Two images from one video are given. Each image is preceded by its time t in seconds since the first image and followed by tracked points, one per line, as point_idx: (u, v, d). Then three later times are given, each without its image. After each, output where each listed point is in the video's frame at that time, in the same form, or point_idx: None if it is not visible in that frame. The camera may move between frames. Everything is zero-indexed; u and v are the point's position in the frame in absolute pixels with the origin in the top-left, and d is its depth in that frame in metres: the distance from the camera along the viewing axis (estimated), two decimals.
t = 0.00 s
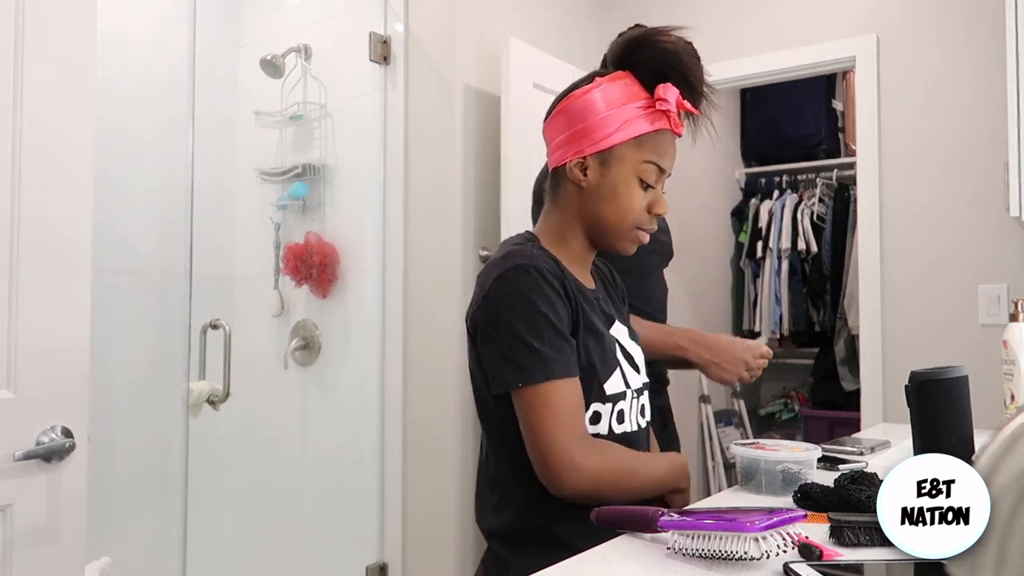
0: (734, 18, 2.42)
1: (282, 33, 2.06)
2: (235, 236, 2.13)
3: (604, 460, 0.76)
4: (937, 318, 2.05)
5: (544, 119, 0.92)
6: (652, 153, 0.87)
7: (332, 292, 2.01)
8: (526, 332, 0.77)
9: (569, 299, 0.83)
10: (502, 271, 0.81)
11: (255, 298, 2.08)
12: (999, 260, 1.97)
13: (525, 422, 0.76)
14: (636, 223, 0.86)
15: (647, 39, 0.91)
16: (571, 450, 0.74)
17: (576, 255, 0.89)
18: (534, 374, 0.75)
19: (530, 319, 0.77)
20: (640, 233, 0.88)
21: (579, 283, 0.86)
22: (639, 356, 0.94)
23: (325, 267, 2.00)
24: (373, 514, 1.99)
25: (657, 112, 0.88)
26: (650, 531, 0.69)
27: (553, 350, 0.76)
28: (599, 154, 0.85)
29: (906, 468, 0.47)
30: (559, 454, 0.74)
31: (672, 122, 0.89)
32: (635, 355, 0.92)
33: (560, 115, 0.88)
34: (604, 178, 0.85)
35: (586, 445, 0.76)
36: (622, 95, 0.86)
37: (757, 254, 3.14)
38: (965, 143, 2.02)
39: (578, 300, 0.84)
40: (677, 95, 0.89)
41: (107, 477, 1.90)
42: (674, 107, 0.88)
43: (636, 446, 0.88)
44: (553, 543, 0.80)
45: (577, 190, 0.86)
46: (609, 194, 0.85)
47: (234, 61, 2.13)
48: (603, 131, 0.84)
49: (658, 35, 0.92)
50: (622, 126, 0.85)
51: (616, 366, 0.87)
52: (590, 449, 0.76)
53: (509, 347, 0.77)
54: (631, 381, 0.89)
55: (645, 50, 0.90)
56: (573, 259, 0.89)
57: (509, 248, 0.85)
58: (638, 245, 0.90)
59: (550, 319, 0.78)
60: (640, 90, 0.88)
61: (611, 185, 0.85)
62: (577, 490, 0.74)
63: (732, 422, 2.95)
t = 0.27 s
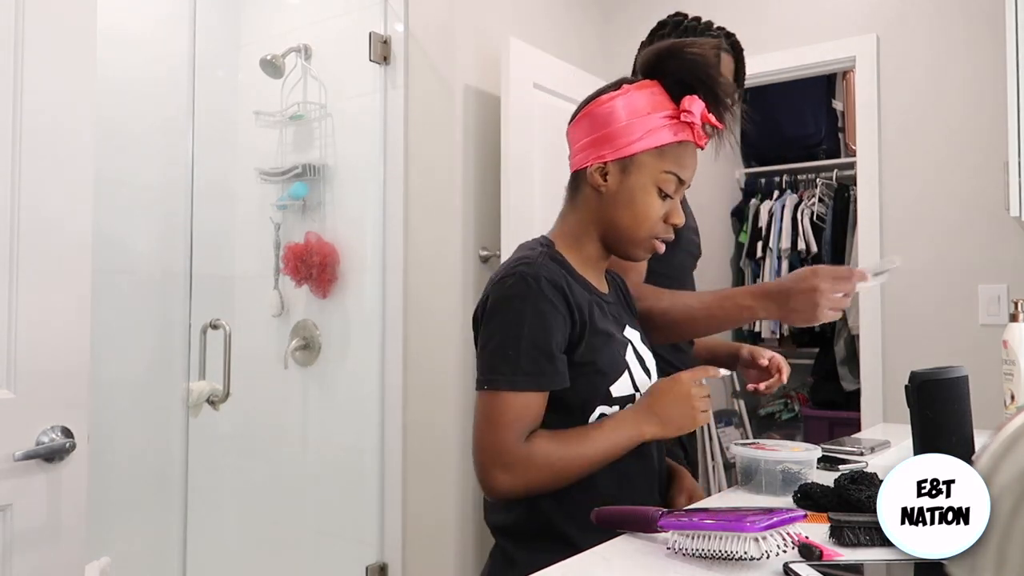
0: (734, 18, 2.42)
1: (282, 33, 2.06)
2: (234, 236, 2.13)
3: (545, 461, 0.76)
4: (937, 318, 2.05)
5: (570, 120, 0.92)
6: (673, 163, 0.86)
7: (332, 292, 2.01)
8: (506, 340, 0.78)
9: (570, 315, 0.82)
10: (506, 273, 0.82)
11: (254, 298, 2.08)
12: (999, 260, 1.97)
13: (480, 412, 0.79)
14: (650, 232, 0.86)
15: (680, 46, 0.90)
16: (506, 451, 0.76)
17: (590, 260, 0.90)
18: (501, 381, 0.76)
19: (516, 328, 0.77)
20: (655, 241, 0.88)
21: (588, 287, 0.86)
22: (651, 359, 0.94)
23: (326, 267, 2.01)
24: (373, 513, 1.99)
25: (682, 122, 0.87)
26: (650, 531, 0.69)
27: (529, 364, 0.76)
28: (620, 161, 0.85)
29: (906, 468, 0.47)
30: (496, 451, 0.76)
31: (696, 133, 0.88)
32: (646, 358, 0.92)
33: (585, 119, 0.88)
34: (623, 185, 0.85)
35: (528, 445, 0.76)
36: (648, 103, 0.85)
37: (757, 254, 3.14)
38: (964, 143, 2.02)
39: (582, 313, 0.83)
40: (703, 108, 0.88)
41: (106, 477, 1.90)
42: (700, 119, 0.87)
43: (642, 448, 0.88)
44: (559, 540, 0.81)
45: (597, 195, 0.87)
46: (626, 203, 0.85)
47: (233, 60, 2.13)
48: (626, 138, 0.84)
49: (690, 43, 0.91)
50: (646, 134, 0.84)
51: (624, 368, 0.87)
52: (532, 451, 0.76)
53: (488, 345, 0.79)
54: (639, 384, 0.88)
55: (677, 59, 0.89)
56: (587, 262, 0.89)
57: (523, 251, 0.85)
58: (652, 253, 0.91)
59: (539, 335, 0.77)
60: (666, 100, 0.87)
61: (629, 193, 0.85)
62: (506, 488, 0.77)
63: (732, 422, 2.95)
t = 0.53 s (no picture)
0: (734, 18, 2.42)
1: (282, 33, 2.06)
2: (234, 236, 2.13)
3: (556, 463, 0.75)
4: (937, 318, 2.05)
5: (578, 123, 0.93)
6: (676, 166, 0.86)
7: (332, 292, 2.00)
8: (510, 336, 0.78)
9: (576, 315, 0.82)
10: (511, 272, 0.83)
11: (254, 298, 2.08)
12: (999, 260, 1.97)
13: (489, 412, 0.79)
14: (650, 235, 0.85)
15: (686, 53, 0.93)
16: (517, 448, 0.75)
17: (593, 263, 0.89)
18: (508, 377, 0.77)
19: (521, 320, 0.78)
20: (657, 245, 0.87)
21: (592, 287, 0.86)
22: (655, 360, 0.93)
23: (325, 267, 1.99)
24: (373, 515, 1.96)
25: (686, 128, 0.88)
26: (651, 531, 0.69)
27: (535, 359, 0.77)
28: (624, 163, 0.85)
29: (906, 468, 0.47)
30: (506, 449, 0.76)
31: (700, 139, 0.88)
32: (651, 359, 0.92)
33: (591, 122, 0.89)
34: (626, 186, 0.85)
35: (539, 444, 0.76)
36: (653, 107, 0.86)
37: (757, 254, 3.14)
38: (965, 144, 2.02)
39: (588, 313, 0.83)
40: (707, 113, 0.88)
41: (106, 476, 1.91)
42: (704, 124, 0.87)
43: (645, 447, 0.88)
44: (558, 540, 0.81)
45: (600, 196, 0.87)
46: (628, 204, 0.85)
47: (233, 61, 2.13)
48: (629, 140, 0.85)
49: (695, 52, 0.95)
50: (651, 137, 0.85)
51: (627, 368, 0.86)
52: (543, 450, 0.76)
53: (495, 340, 0.79)
54: (642, 384, 0.88)
55: (684, 64, 0.92)
56: (590, 265, 0.89)
57: (528, 251, 0.87)
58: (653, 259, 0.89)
59: (545, 332, 0.78)
60: (672, 105, 0.88)
61: (632, 195, 0.85)
62: (516, 488, 0.76)
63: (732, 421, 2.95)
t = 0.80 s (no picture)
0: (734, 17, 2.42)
1: (282, 33, 2.06)
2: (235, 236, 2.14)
3: (570, 452, 0.74)
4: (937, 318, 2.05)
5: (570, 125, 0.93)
6: (669, 164, 0.86)
7: (332, 292, 2.00)
8: (514, 329, 0.78)
9: (577, 312, 0.82)
10: (512, 271, 0.83)
11: (255, 298, 2.08)
12: (999, 260, 1.98)
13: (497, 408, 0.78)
14: (647, 232, 0.85)
15: (677, 52, 0.96)
16: (529, 436, 0.74)
17: (591, 263, 0.89)
18: (513, 368, 0.77)
19: (527, 314, 0.78)
20: (652, 242, 0.87)
21: (592, 286, 0.86)
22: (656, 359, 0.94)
23: (326, 267, 2.00)
24: (373, 513, 1.98)
25: (678, 126, 0.88)
26: (650, 531, 0.69)
27: (540, 350, 0.77)
28: (617, 162, 0.85)
29: (906, 468, 0.47)
30: (517, 439, 0.75)
31: (693, 136, 0.88)
32: (653, 358, 0.92)
33: (584, 122, 0.89)
34: (621, 185, 0.85)
35: (551, 434, 0.75)
36: (646, 105, 0.86)
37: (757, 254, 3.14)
38: (965, 144, 2.03)
39: (589, 310, 0.84)
40: (697, 111, 0.88)
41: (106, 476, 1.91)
42: (697, 121, 0.88)
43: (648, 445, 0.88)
44: (563, 539, 0.81)
45: (595, 194, 0.87)
46: (625, 202, 0.85)
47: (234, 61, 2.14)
48: (623, 139, 0.85)
49: (687, 51, 0.97)
50: (644, 135, 0.85)
51: (629, 365, 0.86)
52: (555, 438, 0.75)
53: (501, 336, 0.79)
54: (645, 382, 0.88)
55: (675, 64, 0.94)
56: (588, 265, 0.88)
57: (528, 251, 0.87)
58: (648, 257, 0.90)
59: (547, 325, 0.78)
60: (663, 103, 0.88)
61: (627, 193, 0.85)
62: (526, 480, 0.74)
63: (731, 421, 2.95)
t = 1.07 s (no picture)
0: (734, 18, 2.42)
1: (283, 33, 2.06)
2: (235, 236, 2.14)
3: (577, 441, 0.74)
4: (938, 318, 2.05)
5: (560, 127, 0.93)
6: (661, 161, 0.86)
7: (332, 292, 2.00)
8: (514, 326, 0.78)
9: (575, 310, 0.83)
10: (510, 271, 0.84)
11: (254, 298, 2.08)
12: (999, 260, 1.98)
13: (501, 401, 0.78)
14: (643, 231, 0.85)
15: (664, 48, 0.94)
16: (539, 424, 0.74)
17: (586, 263, 0.89)
18: (513, 364, 0.76)
19: (526, 310, 0.79)
20: (648, 240, 0.87)
21: (590, 286, 0.87)
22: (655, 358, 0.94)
23: (325, 267, 2.00)
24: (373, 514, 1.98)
25: (668, 122, 0.88)
26: (650, 530, 0.69)
27: (540, 345, 0.77)
28: (609, 161, 0.85)
29: (906, 468, 0.47)
30: (524, 428, 0.74)
31: (684, 133, 0.88)
32: (652, 357, 0.92)
33: (573, 123, 0.89)
34: (614, 183, 0.85)
35: (557, 424, 0.75)
36: (636, 103, 0.86)
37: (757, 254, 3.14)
38: (965, 144, 2.03)
39: (587, 309, 0.84)
40: (687, 106, 0.88)
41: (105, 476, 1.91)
42: (687, 117, 0.88)
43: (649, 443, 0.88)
44: (565, 538, 0.82)
45: (588, 194, 0.87)
46: (619, 201, 0.85)
47: (233, 61, 2.13)
48: (614, 138, 0.85)
49: (676, 46, 0.95)
50: (634, 133, 0.85)
51: (628, 364, 0.86)
52: (561, 428, 0.75)
53: (502, 332, 0.79)
54: (644, 380, 0.88)
55: (662, 60, 0.93)
56: (583, 265, 0.88)
57: (525, 252, 0.87)
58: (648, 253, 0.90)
59: (546, 321, 0.78)
60: (652, 100, 0.88)
61: (621, 191, 0.85)
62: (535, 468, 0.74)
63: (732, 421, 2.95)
